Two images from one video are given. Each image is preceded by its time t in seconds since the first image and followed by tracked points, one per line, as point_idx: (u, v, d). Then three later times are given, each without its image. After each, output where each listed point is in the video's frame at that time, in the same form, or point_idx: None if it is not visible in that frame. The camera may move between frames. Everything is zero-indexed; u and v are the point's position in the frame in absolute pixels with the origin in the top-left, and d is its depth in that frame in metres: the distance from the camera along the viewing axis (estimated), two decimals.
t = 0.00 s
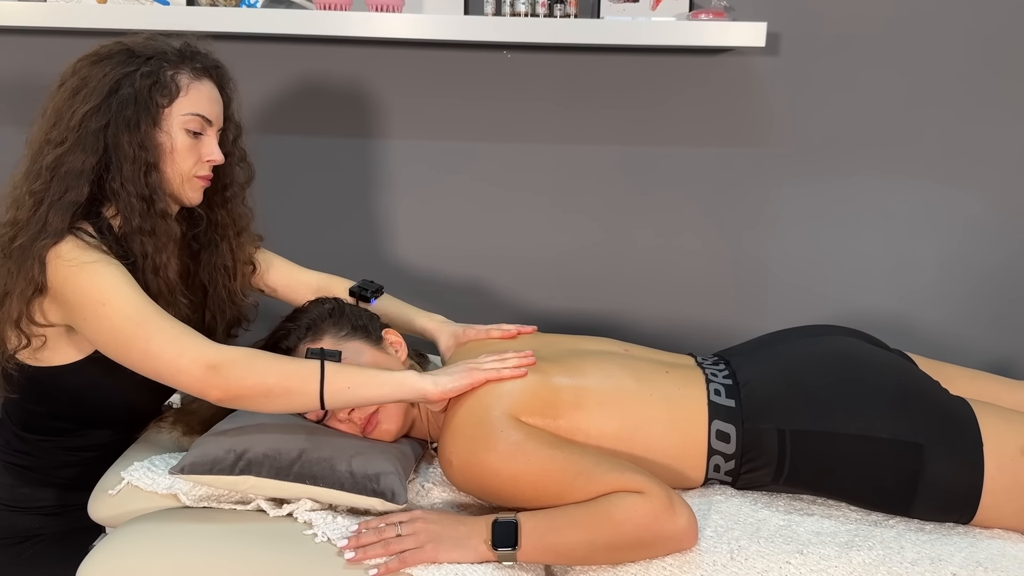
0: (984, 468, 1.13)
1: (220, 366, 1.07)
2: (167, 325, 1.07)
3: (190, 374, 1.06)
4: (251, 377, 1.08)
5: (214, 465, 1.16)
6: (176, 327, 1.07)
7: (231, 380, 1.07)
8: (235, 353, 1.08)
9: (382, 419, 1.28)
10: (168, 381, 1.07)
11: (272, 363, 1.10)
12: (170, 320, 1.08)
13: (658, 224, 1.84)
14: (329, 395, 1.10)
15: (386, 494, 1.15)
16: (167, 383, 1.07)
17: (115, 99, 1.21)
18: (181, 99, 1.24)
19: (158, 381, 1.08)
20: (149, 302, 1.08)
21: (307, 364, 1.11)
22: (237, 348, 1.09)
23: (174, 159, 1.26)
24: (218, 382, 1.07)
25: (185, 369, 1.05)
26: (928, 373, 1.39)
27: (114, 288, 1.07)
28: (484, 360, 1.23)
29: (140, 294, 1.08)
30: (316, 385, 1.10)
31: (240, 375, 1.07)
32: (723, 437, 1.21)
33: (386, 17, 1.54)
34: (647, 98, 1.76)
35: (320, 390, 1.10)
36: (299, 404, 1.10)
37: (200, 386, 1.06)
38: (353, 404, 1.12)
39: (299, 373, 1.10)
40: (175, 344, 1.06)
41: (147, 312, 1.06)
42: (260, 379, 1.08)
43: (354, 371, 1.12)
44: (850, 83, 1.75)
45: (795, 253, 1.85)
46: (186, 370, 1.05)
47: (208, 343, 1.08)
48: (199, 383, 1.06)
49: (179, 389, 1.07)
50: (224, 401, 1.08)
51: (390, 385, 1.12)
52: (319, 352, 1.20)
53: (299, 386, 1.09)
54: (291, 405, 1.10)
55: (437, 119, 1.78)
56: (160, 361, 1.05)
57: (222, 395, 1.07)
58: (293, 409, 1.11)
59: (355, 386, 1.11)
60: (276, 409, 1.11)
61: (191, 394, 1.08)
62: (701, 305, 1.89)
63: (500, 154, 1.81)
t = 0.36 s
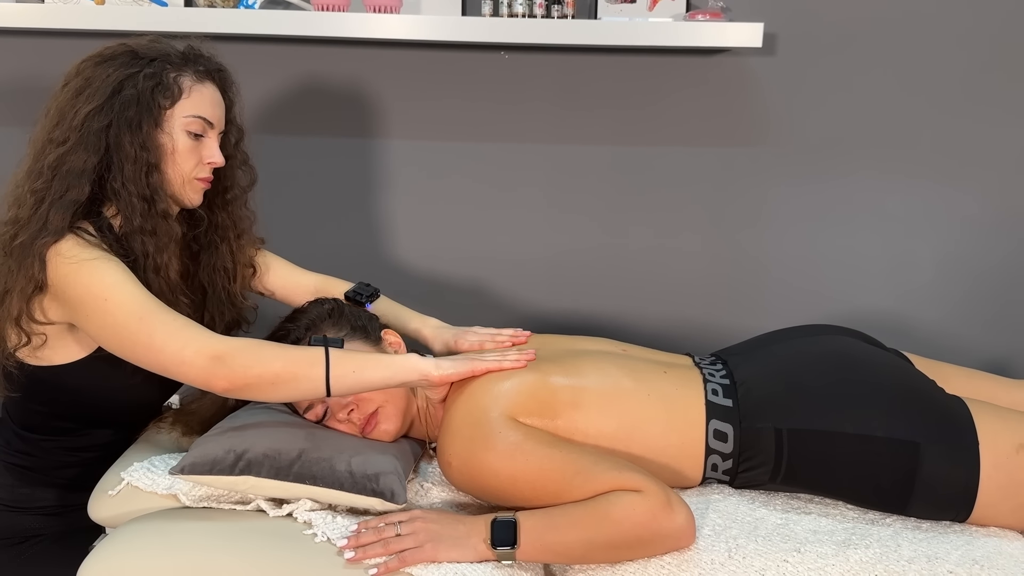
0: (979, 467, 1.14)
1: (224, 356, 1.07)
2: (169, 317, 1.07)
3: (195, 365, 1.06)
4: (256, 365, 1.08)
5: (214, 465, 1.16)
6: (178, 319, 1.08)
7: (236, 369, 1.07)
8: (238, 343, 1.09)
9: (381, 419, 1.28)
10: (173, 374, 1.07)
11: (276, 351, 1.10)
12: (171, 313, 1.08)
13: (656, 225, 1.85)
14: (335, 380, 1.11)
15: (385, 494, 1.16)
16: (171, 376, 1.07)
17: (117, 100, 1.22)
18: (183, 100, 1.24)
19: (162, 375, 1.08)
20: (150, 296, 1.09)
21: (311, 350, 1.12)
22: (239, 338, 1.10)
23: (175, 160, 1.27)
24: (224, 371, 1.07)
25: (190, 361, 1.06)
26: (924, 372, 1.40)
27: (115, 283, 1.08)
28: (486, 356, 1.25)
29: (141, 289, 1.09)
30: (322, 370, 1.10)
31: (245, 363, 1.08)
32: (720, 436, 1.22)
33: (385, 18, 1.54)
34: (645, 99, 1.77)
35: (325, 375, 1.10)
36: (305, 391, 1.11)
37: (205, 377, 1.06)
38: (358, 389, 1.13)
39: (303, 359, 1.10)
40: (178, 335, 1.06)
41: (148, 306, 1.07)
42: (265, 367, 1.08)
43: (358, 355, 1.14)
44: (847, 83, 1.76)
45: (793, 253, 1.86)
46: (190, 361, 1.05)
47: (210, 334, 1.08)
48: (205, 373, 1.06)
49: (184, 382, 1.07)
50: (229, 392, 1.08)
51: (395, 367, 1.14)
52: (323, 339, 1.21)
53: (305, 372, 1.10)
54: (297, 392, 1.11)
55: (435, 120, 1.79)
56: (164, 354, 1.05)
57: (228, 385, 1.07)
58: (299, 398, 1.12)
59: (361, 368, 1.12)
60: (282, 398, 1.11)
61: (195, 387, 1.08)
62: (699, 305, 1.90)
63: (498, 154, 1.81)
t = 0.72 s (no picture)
0: (976, 465, 1.15)
1: (218, 354, 1.08)
2: (163, 316, 1.08)
3: (188, 363, 1.06)
4: (251, 363, 1.09)
5: (214, 465, 1.17)
6: (171, 318, 1.08)
7: (230, 367, 1.08)
8: (232, 341, 1.09)
9: (380, 418, 1.29)
10: (166, 372, 1.07)
11: (270, 350, 1.11)
12: (165, 311, 1.09)
13: (654, 225, 1.85)
14: (329, 380, 1.12)
15: (385, 494, 1.16)
16: (165, 373, 1.07)
17: (110, 99, 1.22)
18: (176, 99, 1.25)
19: (155, 373, 1.08)
20: (144, 294, 1.09)
21: (305, 350, 1.13)
22: (233, 336, 1.10)
23: (169, 158, 1.27)
24: (217, 369, 1.07)
25: (183, 358, 1.06)
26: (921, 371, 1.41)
27: (109, 281, 1.08)
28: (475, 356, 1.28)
29: (135, 287, 1.09)
30: (315, 369, 1.11)
31: (239, 362, 1.08)
32: (718, 436, 1.22)
33: (383, 19, 1.55)
34: (643, 100, 1.78)
35: (319, 374, 1.11)
36: (299, 389, 1.11)
37: (198, 375, 1.07)
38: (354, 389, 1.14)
39: (297, 359, 1.11)
40: (172, 334, 1.06)
41: (143, 304, 1.07)
42: (259, 365, 1.09)
43: (351, 355, 1.15)
44: (844, 83, 1.77)
45: (790, 254, 1.87)
46: (184, 358, 1.06)
47: (204, 333, 1.09)
48: (198, 371, 1.06)
49: (177, 380, 1.08)
50: (222, 390, 1.09)
51: (388, 368, 1.15)
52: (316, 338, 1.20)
53: (299, 371, 1.11)
54: (291, 391, 1.11)
55: (433, 120, 1.79)
56: (157, 351, 1.06)
57: (221, 383, 1.08)
58: (292, 396, 1.12)
59: (355, 369, 1.13)
60: (275, 396, 1.12)
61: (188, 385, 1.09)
62: (698, 305, 1.90)
63: (497, 155, 1.82)
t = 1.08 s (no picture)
0: (972, 465, 1.15)
1: (196, 350, 1.08)
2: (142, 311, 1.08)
3: (166, 359, 1.06)
4: (228, 360, 1.09)
5: (214, 466, 1.17)
6: (150, 314, 1.09)
7: (207, 363, 1.08)
8: (211, 338, 1.10)
9: (380, 419, 1.29)
10: (145, 368, 1.08)
11: (247, 347, 1.11)
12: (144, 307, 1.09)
13: (652, 226, 1.86)
14: (307, 376, 1.12)
15: (385, 494, 1.17)
16: (143, 369, 1.08)
17: (85, 94, 1.22)
18: (151, 93, 1.25)
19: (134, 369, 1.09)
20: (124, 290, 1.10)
21: (283, 347, 1.12)
22: (212, 333, 1.11)
23: (145, 152, 1.27)
24: (195, 366, 1.07)
25: (160, 353, 1.06)
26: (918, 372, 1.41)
27: (89, 276, 1.08)
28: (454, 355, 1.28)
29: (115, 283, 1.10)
30: (293, 367, 1.11)
31: (216, 358, 1.09)
32: (716, 436, 1.23)
33: (381, 21, 1.56)
34: (641, 101, 1.78)
35: (297, 371, 1.11)
36: (277, 386, 1.12)
37: (177, 370, 1.07)
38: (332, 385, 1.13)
39: (275, 356, 1.11)
40: (150, 330, 1.07)
41: (122, 300, 1.08)
42: (236, 362, 1.09)
43: (328, 352, 1.14)
44: (841, 84, 1.78)
45: (787, 254, 1.87)
46: (160, 353, 1.06)
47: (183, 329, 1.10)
48: (176, 367, 1.07)
49: (155, 376, 1.08)
50: (200, 386, 1.09)
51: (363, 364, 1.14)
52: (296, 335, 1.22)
53: (277, 368, 1.11)
54: (269, 387, 1.12)
55: (431, 122, 1.80)
56: (136, 347, 1.06)
57: (198, 379, 1.08)
58: (272, 392, 1.13)
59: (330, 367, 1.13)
60: (254, 393, 1.12)
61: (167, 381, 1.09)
62: (696, 305, 1.91)
63: (495, 156, 1.82)
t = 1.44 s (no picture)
0: (970, 465, 1.16)
1: (131, 373, 1.00)
2: (95, 325, 1.04)
3: (103, 379, 1.00)
4: (160, 387, 1.00)
5: (214, 467, 1.18)
6: (102, 328, 1.04)
7: (139, 389, 1.00)
8: (151, 360, 1.01)
9: (380, 419, 1.29)
10: (89, 385, 1.03)
11: (186, 373, 1.02)
12: (99, 319, 1.05)
13: (651, 228, 1.86)
14: (245, 404, 1.01)
15: (384, 494, 1.17)
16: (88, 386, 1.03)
17: (60, 91, 1.23)
18: (128, 88, 1.26)
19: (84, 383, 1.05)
20: (87, 300, 1.07)
21: (221, 373, 1.02)
22: (155, 354, 1.02)
23: (124, 148, 1.27)
24: (128, 390, 1.00)
25: (99, 373, 1.00)
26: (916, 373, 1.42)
27: (56, 282, 1.06)
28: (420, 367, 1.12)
29: (81, 292, 1.07)
30: (228, 396, 1.01)
31: (149, 384, 1.00)
32: (714, 436, 1.23)
33: (381, 22, 1.56)
34: (640, 103, 1.79)
35: (233, 400, 1.01)
36: (214, 415, 1.02)
37: (112, 393, 1.00)
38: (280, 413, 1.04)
39: (211, 385, 1.01)
40: (94, 346, 1.02)
41: (78, 312, 1.04)
42: (168, 390, 1.00)
43: (272, 380, 1.03)
44: (839, 86, 1.78)
45: (784, 255, 1.88)
46: (97, 373, 1.00)
47: (128, 347, 1.03)
48: (111, 389, 1.00)
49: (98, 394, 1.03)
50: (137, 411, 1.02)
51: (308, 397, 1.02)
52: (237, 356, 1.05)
53: (210, 398, 1.01)
54: (206, 416, 1.02)
55: (430, 123, 1.80)
56: (81, 362, 1.02)
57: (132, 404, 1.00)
58: (211, 420, 1.03)
59: (274, 399, 1.02)
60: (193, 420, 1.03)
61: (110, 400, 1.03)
62: (694, 307, 1.91)
63: (494, 158, 1.83)
